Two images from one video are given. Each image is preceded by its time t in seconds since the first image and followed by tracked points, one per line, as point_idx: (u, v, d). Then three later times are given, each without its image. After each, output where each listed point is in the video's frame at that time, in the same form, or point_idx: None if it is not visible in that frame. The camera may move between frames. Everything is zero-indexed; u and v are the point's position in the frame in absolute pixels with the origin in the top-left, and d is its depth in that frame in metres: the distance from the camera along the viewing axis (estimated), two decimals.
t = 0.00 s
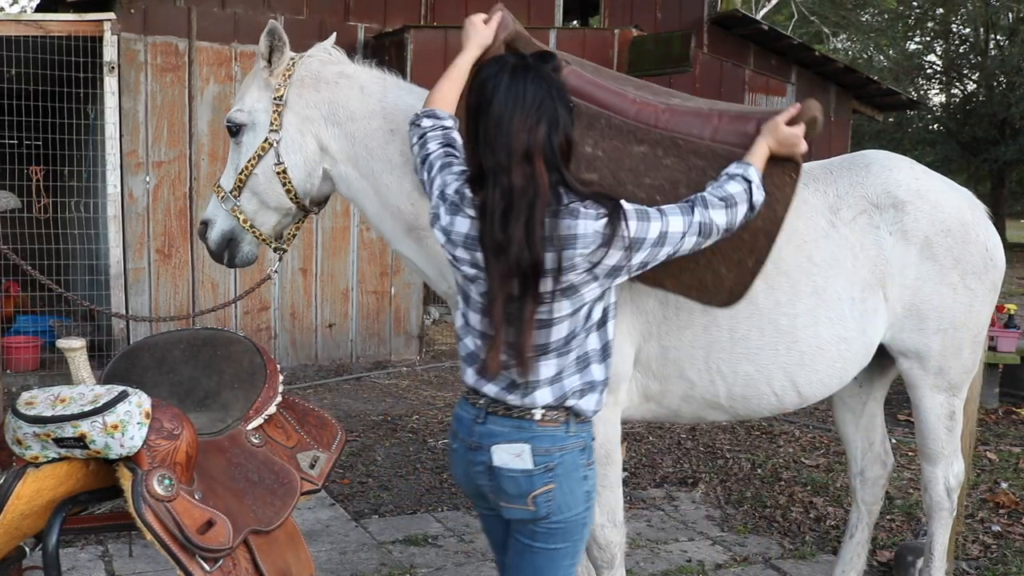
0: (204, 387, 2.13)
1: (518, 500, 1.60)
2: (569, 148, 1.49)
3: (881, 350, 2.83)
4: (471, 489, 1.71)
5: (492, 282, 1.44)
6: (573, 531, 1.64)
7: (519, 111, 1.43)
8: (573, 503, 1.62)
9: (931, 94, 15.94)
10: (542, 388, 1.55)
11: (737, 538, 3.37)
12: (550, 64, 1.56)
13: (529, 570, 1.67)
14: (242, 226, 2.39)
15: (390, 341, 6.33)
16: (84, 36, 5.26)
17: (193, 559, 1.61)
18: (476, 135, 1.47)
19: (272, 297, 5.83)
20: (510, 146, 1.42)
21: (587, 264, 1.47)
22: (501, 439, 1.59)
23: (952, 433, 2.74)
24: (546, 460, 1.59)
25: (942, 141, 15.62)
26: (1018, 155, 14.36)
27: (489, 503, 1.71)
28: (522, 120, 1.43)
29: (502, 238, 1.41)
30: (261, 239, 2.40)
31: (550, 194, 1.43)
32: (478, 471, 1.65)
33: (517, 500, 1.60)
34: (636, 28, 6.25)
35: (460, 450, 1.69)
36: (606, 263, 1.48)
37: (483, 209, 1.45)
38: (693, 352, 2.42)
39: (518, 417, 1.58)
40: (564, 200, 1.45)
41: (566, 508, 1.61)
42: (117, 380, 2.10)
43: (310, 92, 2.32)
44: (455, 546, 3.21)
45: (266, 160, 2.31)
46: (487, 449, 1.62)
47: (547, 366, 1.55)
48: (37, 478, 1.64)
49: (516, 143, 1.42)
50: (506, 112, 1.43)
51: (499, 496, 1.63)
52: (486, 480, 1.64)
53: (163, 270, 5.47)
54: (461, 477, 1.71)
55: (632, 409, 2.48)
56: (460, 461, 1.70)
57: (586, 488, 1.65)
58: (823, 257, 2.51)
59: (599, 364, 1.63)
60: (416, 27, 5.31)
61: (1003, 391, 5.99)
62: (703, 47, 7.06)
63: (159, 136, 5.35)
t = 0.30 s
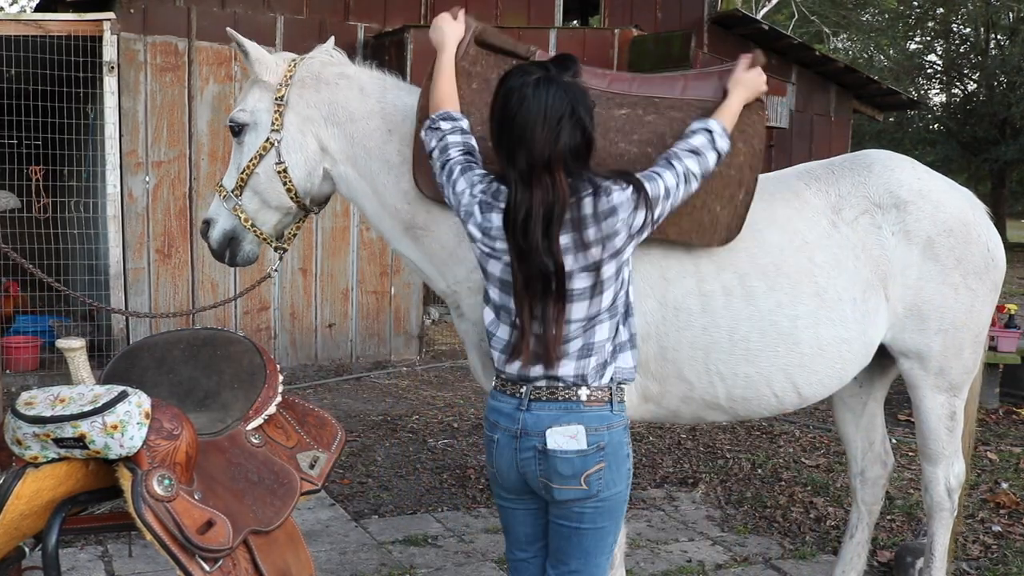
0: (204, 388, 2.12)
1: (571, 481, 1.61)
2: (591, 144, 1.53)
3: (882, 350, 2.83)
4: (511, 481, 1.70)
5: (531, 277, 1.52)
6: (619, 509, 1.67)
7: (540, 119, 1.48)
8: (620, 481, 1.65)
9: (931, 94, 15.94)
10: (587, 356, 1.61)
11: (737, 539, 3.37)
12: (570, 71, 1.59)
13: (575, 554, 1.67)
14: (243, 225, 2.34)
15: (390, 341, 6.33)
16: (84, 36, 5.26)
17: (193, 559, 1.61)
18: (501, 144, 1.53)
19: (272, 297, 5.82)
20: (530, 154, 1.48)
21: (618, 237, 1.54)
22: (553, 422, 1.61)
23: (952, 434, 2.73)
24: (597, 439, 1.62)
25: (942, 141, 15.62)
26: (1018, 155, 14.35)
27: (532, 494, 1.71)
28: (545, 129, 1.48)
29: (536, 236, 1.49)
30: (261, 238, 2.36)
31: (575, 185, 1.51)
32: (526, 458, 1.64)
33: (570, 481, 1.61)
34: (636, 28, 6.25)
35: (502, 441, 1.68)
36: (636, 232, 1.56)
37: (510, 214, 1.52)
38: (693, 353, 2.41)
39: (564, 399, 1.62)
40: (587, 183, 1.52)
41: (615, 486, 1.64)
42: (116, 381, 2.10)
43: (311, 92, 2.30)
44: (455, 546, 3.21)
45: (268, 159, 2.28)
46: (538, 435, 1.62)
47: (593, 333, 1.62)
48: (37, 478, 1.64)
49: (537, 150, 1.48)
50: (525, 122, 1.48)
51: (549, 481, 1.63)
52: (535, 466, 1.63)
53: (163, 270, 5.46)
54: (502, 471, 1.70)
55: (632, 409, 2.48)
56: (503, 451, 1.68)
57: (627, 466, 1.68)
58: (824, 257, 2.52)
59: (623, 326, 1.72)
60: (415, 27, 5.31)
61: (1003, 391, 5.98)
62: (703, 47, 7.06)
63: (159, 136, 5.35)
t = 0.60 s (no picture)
0: (204, 388, 2.13)
1: (552, 478, 1.61)
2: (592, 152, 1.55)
3: (882, 350, 2.84)
4: (496, 478, 1.70)
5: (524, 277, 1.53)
6: (603, 508, 1.66)
7: (541, 120, 1.50)
8: (604, 480, 1.64)
9: (931, 94, 15.95)
10: (574, 364, 1.61)
11: (737, 538, 3.37)
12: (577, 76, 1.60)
13: (561, 551, 1.67)
14: (241, 223, 2.33)
15: (390, 341, 6.34)
16: (84, 36, 5.26)
17: (193, 559, 1.61)
18: (502, 142, 1.55)
19: (272, 297, 5.82)
20: (531, 156, 1.50)
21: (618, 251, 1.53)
22: (535, 421, 1.61)
23: (952, 434, 2.73)
24: (580, 439, 1.61)
25: (942, 141, 15.62)
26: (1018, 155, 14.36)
27: (516, 491, 1.71)
28: (546, 131, 1.50)
29: (530, 237, 1.50)
30: (260, 237, 2.35)
31: (574, 193, 1.51)
32: (510, 455, 1.65)
33: (551, 479, 1.61)
34: (636, 29, 6.25)
35: (489, 438, 1.68)
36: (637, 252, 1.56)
37: (509, 213, 1.53)
38: (692, 353, 2.41)
39: (549, 398, 1.61)
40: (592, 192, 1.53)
41: (599, 485, 1.64)
42: (116, 381, 2.10)
43: (312, 90, 2.30)
44: (455, 545, 3.21)
45: (268, 157, 2.28)
46: (522, 431, 1.62)
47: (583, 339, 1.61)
48: (37, 478, 1.64)
49: (538, 152, 1.49)
50: (527, 123, 1.50)
51: (531, 478, 1.63)
52: (518, 463, 1.64)
53: (163, 270, 5.47)
54: (487, 467, 1.70)
55: (631, 410, 2.47)
56: (488, 448, 1.69)
57: (613, 466, 1.67)
58: (824, 258, 2.52)
59: (618, 343, 1.69)
60: (416, 27, 5.31)
61: (1003, 391, 5.98)
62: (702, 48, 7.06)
63: (159, 136, 5.35)
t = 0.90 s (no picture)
0: (204, 387, 2.14)
1: (479, 487, 1.58)
2: (568, 165, 1.54)
3: (882, 351, 2.84)
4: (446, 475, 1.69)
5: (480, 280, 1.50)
6: (531, 529, 1.58)
7: (515, 123, 1.50)
8: (532, 499, 1.57)
9: (931, 94, 15.96)
10: (517, 383, 1.55)
11: (737, 539, 3.37)
12: (555, 84, 1.63)
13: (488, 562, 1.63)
14: (240, 217, 2.33)
15: (390, 341, 6.34)
16: (84, 36, 5.26)
17: (193, 559, 1.61)
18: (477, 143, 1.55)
19: (271, 297, 5.82)
20: (504, 156, 1.50)
21: (572, 280, 1.50)
22: (469, 425, 1.58)
23: (952, 434, 2.73)
24: (508, 452, 1.55)
25: (942, 141, 15.63)
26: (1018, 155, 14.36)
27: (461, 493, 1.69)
28: (518, 133, 1.50)
29: (491, 238, 1.49)
30: (259, 231, 2.35)
31: (539, 205, 1.50)
32: (449, 454, 1.64)
33: (478, 487, 1.58)
34: (636, 29, 6.26)
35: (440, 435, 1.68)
36: (592, 288, 1.52)
37: (478, 211, 1.53)
38: (690, 354, 2.40)
39: (490, 407, 1.57)
40: (558, 211, 1.51)
41: (526, 503, 1.57)
42: (116, 381, 2.10)
43: (317, 86, 2.31)
44: (455, 546, 3.21)
45: (271, 151, 2.27)
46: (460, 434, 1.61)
47: (528, 362, 1.55)
48: (37, 478, 1.64)
49: (510, 154, 1.49)
50: (504, 123, 1.50)
51: (464, 482, 1.62)
52: (455, 465, 1.63)
53: (163, 270, 5.47)
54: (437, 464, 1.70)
55: (631, 411, 2.46)
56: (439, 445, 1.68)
57: (549, 486, 1.59)
58: (824, 258, 2.52)
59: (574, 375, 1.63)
60: (416, 27, 5.28)
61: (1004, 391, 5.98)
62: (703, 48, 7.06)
63: (159, 137, 5.36)
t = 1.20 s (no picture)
0: (204, 387, 2.14)
1: (419, 489, 1.72)
2: (536, 181, 1.60)
3: (882, 351, 2.84)
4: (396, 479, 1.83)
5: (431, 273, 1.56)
6: (473, 527, 1.71)
7: (496, 126, 1.55)
8: (471, 499, 1.69)
9: (932, 94, 15.97)
10: (444, 385, 1.66)
11: (737, 539, 3.37)
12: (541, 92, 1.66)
13: (432, 560, 1.75)
14: (233, 221, 2.30)
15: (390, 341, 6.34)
16: (84, 36, 5.27)
17: (193, 559, 1.61)
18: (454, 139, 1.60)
19: (271, 297, 5.82)
20: (478, 158, 1.55)
21: (507, 297, 1.57)
22: (407, 429, 1.71)
23: (952, 434, 2.73)
24: (443, 454, 1.68)
25: (942, 141, 15.64)
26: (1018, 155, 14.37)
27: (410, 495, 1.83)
28: (498, 136, 1.55)
29: (446, 239, 1.55)
30: (252, 234, 2.33)
31: (499, 214, 1.56)
32: (394, 459, 1.77)
33: (417, 490, 1.72)
34: (636, 29, 6.27)
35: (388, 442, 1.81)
36: (524, 310, 1.59)
37: (442, 208, 1.58)
38: (691, 354, 2.39)
39: (426, 410, 1.69)
40: (512, 223, 1.57)
41: (464, 503, 1.69)
42: (116, 381, 2.10)
43: (317, 89, 2.31)
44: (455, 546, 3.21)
45: (270, 153, 2.26)
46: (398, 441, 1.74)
47: (453, 367, 1.66)
48: (37, 478, 1.64)
49: (486, 158, 1.55)
50: (485, 125, 1.56)
51: (406, 487, 1.76)
52: (397, 471, 1.76)
53: (163, 271, 5.47)
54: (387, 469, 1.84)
55: (631, 410, 2.46)
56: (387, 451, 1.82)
57: (489, 486, 1.71)
58: (824, 258, 2.52)
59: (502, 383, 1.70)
60: (416, 27, 5.28)
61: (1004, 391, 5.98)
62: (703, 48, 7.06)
63: (159, 137, 5.36)
